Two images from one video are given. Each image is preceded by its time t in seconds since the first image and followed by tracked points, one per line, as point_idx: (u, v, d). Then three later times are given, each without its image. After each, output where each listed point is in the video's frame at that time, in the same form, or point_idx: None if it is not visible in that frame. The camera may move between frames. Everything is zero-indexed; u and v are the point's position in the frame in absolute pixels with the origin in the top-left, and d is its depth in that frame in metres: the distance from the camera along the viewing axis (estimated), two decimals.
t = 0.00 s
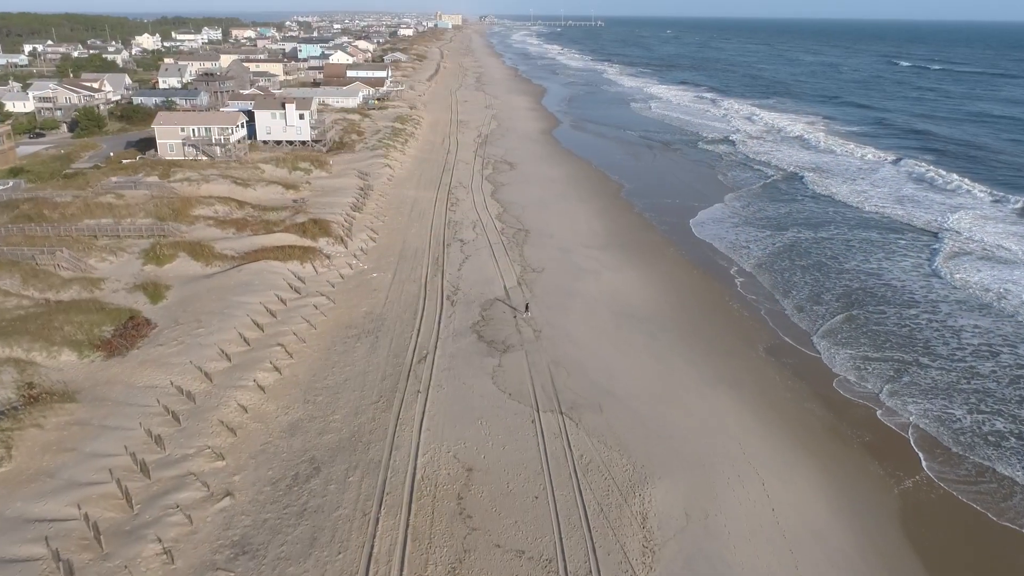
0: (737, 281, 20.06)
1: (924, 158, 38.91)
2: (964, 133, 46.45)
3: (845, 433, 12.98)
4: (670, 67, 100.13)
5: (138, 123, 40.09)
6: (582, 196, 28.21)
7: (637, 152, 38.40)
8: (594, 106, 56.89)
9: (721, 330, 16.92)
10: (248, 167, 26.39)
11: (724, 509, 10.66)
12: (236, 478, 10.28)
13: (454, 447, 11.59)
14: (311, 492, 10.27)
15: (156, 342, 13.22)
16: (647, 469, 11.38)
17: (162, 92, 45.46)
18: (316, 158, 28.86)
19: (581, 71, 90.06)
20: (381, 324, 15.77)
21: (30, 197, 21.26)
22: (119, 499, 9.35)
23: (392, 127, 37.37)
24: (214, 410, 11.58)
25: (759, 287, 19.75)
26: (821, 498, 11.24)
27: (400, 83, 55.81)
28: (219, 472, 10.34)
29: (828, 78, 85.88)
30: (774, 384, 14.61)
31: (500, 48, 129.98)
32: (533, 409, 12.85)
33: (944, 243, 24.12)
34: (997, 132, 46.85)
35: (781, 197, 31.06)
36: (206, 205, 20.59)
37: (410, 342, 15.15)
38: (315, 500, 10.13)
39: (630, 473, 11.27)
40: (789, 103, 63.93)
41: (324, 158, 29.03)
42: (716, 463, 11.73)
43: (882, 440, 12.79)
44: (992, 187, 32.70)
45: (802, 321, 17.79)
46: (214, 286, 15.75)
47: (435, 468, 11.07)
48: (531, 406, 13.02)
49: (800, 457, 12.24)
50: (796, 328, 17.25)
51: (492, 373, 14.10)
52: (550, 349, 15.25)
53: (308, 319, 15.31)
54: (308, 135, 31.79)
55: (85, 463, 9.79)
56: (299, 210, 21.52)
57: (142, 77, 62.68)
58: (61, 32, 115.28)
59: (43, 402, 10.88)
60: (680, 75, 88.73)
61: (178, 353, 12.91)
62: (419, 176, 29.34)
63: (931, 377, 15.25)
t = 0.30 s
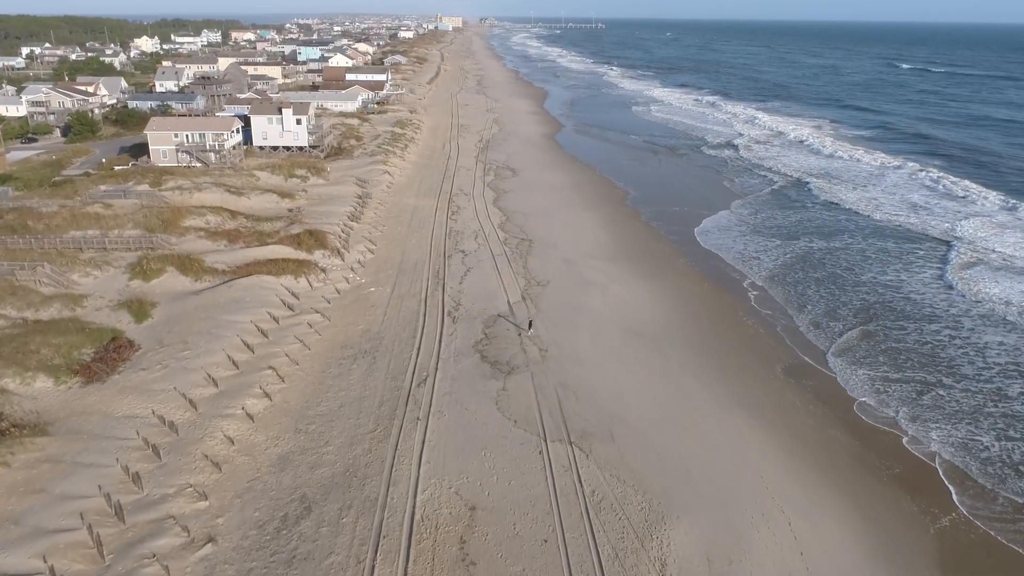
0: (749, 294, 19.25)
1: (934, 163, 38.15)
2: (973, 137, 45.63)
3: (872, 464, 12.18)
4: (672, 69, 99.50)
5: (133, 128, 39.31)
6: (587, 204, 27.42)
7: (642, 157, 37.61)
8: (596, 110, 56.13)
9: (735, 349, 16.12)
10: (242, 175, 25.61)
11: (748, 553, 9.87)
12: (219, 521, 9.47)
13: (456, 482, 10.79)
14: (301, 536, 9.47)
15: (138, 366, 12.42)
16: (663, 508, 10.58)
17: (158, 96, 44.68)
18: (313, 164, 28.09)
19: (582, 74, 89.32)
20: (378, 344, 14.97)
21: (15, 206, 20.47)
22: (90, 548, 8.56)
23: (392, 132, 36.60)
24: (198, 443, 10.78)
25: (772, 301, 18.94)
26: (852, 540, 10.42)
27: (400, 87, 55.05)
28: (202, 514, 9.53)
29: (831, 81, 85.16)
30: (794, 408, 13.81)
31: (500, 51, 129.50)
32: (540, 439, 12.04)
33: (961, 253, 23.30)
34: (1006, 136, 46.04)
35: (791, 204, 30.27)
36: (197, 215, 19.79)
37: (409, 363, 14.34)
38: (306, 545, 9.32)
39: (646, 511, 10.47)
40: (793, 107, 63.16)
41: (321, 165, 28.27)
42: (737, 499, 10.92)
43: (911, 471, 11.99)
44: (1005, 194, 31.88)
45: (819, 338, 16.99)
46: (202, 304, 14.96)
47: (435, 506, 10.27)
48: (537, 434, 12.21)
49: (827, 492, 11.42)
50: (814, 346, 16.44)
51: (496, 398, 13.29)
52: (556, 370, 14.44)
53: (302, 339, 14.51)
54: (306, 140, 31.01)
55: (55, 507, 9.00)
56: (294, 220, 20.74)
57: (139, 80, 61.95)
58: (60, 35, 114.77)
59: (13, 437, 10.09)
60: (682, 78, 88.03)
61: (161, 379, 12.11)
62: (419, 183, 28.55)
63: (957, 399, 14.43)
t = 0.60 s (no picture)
0: (762, 309, 18.45)
1: (943, 169, 37.40)
2: (982, 141, 44.83)
3: (904, 498, 11.37)
4: (673, 72, 98.85)
5: (126, 132, 38.52)
6: (591, 212, 26.64)
7: (646, 162, 36.82)
8: (598, 113, 55.36)
9: (752, 369, 15.31)
10: (236, 182, 24.84)
11: None
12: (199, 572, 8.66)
13: (458, 523, 9.99)
14: None
15: (118, 394, 11.61)
16: (682, 552, 9.82)
17: (153, 99, 43.89)
18: (309, 170, 27.29)
19: (583, 77, 88.56)
20: (375, 365, 14.16)
21: None
22: None
23: (391, 136, 35.83)
24: (179, 481, 9.97)
25: (787, 316, 18.14)
26: None
27: (399, 90, 54.30)
28: (180, 565, 8.73)
29: (833, 84, 84.53)
30: (817, 435, 13.01)
31: (500, 53, 128.99)
32: (547, 472, 11.24)
33: (979, 264, 22.48)
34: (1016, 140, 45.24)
35: (800, 211, 29.49)
36: (187, 225, 18.99)
37: (408, 386, 13.52)
38: None
39: (664, 557, 9.70)
40: (797, 110, 62.39)
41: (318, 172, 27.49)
42: (761, 543, 10.14)
43: (946, 507, 11.18)
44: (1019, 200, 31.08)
45: (837, 356, 16.18)
46: (189, 323, 14.13)
47: (436, 551, 9.47)
48: (545, 467, 11.40)
49: (857, 532, 10.63)
50: (833, 366, 15.63)
51: (500, 425, 12.49)
52: (563, 394, 13.64)
53: (294, 361, 13.71)
54: (302, 145, 30.23)
55: (17, 560, 8.19)
56: (289, 230, 19.94)
57: (135, 83, 61.18)
58: (58, 37, 114.06)
59: None
60: (683, 80, 87.35)
61: (142, 408, 11.30)
62: (418, 190, 27.76)
63: (986, 424, 13.61)
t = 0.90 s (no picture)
0: (777, 325, 17.66)
1: (955, 174, 36.60)
2: (991, 146, 44.03)
3: (940, 539, 10.58)
4: (674, 74, 98.19)
5: (121, 137, 37.74)
6: (597, 220, 25.86)
7: (651, 167, 36.01)
8: (601, 117, 54.62)
9: (770, 393, 14.50)
10: (230, 190, 24.07)
11: None
12: None
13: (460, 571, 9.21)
14: None
15: (95, 425, 10.81)
16: None
17: (148, 103, 43.12)
18: (306, 177, 26.52)
19: (585, 79, 87.84)
20: (372, 388, 13.37)
21: None
22: None
23: (390, 141, 35.07)
24: (157, 525, 9.16)
25: (803, 333, 17.34)
26: None
27: (399, 93, 53.59)
28: None
29: (836, 86, 83.81)
30: (843, 467, 12.21)
31: (501, 55, 128.51)
32: (556, 510, 10.44)
33: (999, 275, 21.66)
34: None
35: (810, 219, 28.69)
36: (177, 236, 18.19)
37: (407, 412, 12.72)
38: None
39: None
40: (801, 113, 61.65)
41: (316, 179, 26.72)
42: None
43: (986, 549, 10.39)
44: None
45: (858, 377, 15.37)
46: (175, 344, 13.34)
47: None
48: (554, 503, 10.60)
49: None
50: (854, 388, 14.82)
51: (505, 456, 11.68)
52: (572, 420, 12.83)
53: (286, 385, 12.93)
54: (299, 151, 29.45)
55: None
56: (283, 242, 19.14)
57: (133, 86, 60.48)
58: (57, 39, 113.49)
59: None
60: (685, 83, 86.64)
61: (120, 442, 10.50)
62: (418, 197, 26.99)
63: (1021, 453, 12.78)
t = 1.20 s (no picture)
0: (793, 342, 16.87)
1: (967, 179, 35.81)
2: (1001, 151, 43.24)
3: None
4: (675, 77, 97.48)
5: (114, 142, 36.93)
6: (602, 229, 25.08)
7: (656, 173, 35.22)
8: (603, 121, 53.82)
9: (790, 418, 13.70)
10: (223, 198, 23.28)
11: None
12: None
13: None
14: None
15: (68, 462, 9.99)
16: None
17: (143, 107, 42.29)
18: (301, 185, 25.73)
19: (586, 82, 87.04)
20: (369, 415, 12.56)
21: None
22: None
23: (389, 146, 34.28)
24: None
25: (821, 351, 16.53)
26: None
27: (399, 96, 52.83)
28: None
29: (839, 89, 83.03)
30: (872, 503, 11.44)
31: (501, 58, 127.82)
32: (568, 555, 9.66)
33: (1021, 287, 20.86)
34: None
35: (821, 228, 27.90)
36: (165, 248, 17.37)
37: (406, 442, 11.91)
38: None
39: None
40: (805, 117, 60.90)
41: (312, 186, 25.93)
42: None
43: None
44: None
45: (882, 399, 14.55)
46: (158, 369, 12.52)
47: None
48: (564, 547, 9.81)
49: None
50: (879, 412, 14.02)
51: (511, 492, 10.86)
52: (582, 450, 12.04)
53: (277, 413, 12.12)
54: (296, 157, 28.65)
55: None
56: (277, 254, 18.33)
57: (129, 89, 59.70)
58: (54, 41, 112.76)
59: None
60: (687, 86, 85.93)
61: (94, 481, 9.68)
62: (418, 205, 26.20)
63: None
